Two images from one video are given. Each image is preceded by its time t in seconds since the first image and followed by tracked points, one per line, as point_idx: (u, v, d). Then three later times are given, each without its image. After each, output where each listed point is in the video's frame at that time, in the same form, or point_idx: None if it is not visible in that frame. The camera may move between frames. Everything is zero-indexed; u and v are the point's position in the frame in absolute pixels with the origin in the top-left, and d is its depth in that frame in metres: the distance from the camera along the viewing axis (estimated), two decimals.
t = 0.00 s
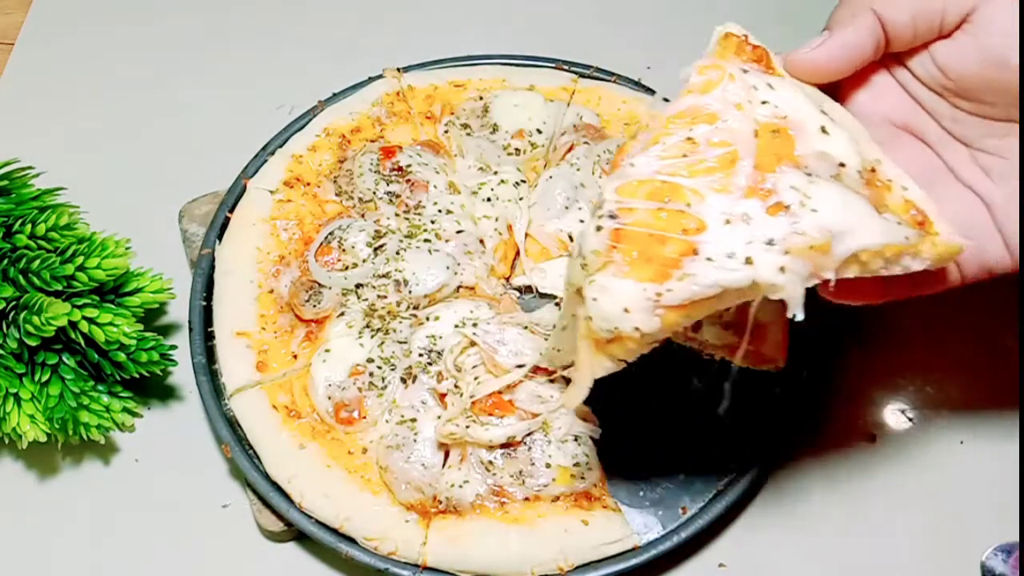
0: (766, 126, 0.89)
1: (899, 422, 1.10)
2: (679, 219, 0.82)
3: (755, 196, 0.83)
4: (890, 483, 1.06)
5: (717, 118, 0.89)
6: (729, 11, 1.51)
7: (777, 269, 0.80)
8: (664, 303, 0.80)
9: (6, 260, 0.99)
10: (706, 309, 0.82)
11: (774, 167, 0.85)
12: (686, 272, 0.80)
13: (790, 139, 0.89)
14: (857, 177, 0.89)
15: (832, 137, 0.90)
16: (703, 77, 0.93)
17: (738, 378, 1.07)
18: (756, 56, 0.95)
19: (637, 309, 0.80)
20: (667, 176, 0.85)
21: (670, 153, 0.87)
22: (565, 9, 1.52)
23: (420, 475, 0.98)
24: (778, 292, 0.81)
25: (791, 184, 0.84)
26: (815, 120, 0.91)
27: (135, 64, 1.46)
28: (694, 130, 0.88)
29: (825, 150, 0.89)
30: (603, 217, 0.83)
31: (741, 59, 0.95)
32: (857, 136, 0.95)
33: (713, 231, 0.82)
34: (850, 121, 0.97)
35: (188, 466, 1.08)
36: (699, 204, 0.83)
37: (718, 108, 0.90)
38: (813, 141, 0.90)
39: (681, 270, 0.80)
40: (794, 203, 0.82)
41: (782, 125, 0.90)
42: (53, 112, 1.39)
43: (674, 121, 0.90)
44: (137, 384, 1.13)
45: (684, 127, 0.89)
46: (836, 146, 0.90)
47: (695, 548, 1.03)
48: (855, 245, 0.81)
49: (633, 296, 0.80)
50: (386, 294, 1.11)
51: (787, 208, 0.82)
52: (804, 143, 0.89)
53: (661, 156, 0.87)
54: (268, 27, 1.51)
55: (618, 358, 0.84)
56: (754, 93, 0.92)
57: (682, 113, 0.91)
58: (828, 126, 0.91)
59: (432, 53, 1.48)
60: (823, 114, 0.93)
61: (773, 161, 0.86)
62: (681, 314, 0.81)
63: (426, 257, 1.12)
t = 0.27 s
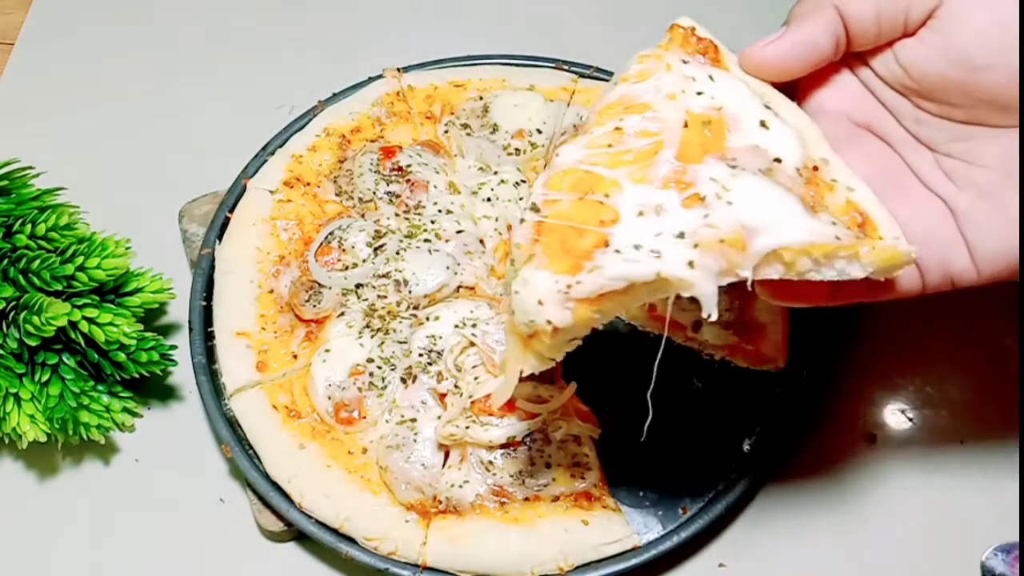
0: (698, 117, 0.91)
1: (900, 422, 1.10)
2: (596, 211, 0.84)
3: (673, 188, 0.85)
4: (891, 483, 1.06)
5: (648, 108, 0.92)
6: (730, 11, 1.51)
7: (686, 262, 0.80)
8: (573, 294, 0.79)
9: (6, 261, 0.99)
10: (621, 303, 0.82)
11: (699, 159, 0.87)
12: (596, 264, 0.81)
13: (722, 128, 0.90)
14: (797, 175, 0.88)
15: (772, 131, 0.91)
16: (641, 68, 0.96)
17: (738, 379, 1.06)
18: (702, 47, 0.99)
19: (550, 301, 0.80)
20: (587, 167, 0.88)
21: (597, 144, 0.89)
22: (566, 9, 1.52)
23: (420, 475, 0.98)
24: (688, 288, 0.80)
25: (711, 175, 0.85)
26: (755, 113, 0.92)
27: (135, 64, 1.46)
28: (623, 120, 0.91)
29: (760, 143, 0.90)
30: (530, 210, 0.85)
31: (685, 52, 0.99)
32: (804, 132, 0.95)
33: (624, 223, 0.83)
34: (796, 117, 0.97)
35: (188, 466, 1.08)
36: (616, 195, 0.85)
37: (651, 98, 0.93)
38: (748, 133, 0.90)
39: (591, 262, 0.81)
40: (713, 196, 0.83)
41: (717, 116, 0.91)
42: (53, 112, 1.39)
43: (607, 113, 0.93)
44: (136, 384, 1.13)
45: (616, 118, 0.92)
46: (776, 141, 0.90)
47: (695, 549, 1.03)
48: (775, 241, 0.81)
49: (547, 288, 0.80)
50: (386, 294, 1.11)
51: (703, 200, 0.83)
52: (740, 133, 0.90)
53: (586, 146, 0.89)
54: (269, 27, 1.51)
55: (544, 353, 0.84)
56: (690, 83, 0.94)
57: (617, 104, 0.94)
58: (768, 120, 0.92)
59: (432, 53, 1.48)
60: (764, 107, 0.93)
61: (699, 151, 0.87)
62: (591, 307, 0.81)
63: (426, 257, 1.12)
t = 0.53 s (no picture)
0: (681, 113, 0.90)
1: (900, 422, 1.10)
2: (574, 204, 0.83)
3: (652, 185, 0.84)
4: (891, 482, 1.06)
5: (632, 101, 0.91)
6: (730, 11, 1.51)
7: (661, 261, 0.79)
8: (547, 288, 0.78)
9: (6, 261, 0.99)
10: (594, 299, 0.81)
11: (681, 156, 0.86)
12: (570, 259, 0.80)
13: (705, 126, 0.90)
14: (779, 176, 0.88)
15: (756, 130, 0.91)
16: (627, 59, 0.96)
17: (738, 379, 1.07)
18: (690, 41, 0.98)
19: (524, 294, 0.79)
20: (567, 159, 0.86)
21: (579, 135, 0.89)
22: (566, 8, 1.52)
23: (420, 475, 0.98)
24: (662, 288, 0.80)
25: (691, 174, 0.85)
26: (739, 112, 0.92)
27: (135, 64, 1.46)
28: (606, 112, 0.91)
29: (743, 142, 0.89)
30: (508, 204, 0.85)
31: (673, 44, 0.98)
32: (789, 133, 0.95)
33: (599, 219, 0.82)
34: (783, 117, 0.97)
35: (188, 467, 1.08)
36: (594, 189, 0.84)
37: (636, 91, 0.93)
38: (732, 132, 0.90)
39: (567, 257, 0.80)
40: (692, 197, 0.83)
41: (699, 113, 0.91)
42: (53, 112, 1.39)
43: (591, 104, 0.93)
44: (136, 384, 1.13)
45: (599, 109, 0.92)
46: (760, 140, 0.90)
47: (696, 549, 1.03)
48: (751, 244, 0.81)
49: (520, 280, 0.79)
50: (386, 294, 1.11)
51: (681, 199, 0.83)
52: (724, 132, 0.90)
53: (568, 136, 0.89)
54: (269, 27, 1.51)
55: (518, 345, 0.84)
56: (676, 78, 0.94)
57: (602, 95, 0.93)
58: (751, 119, 0.92)
59: (433, 53, 1.48)
60: (749, 105, 0.93)
61: (680, 148, 0.87)
62: (564, 302, 0.80)
63: (426, 257, 1.12)
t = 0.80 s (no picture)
0: (672, 110, 0.90)
1: (900, 422, 1.10)
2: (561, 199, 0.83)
3: (639, 185, 0.84)
4: (891, 483, 1.06)
5: (624, 96, 0.92)
6: (730, 11, 1.51)
7: (644, 265, 0.79)
8: (526, 281, 0.79)
9: (6, 261, 0.99)
10: (575, 295, 0.82)
11: (669, 156, 0.86)
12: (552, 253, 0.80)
13: (694, 124, 0.90)
14: (767, 180, 0.87)
15: (747, 132, 0.90)
16: (622, 52, 0.96)
17: (738, 379, 1.06)
18: (685, 37, 0.98)
19: (503, 285, 0.80)
20: (556, 153, 0.87)
21: (570, 128, 0.89)
22: (567, 9, 1.52)
23: (420, 475, 0.98)
24: (643, 289, 0.79)
25: (678, 177, 0.84)
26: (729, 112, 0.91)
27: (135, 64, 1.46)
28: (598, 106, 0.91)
29: (732, 144, 0.89)
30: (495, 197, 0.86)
31: (669, 38, 0.97)
32: (778, 134, 0.94)
33: (585, 216, 0.82)
34: (773, 117, 0.96)
35: (188, 467, 1.08)
36: (582, 185, 0.84)
37: (629, 85, 0.93)
38: (721, 132, 0.89)
39: (548, 251, 0.81)
40: (678, 199, 0.83)
41: (690, 112, 0.91)
42: (53, 112, 1.39)
43: (583, 95, 0.93)
44: (136, 384, 1.13)
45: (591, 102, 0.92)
46: (748, 142, 0.89)
47: (696, 548, 1.03)
48: (734, 250, 0.81)
49: (501, 271, 0.80)
50: (386, 294, 1.11)
51: (667, 202, 0.83)
52: (712, 132, 0.90)
53: (558, 129, 0.89)
54: (269, 27, 1.51)
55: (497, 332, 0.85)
56: (670, 74, 0.94)
57: (595, 88, 0.93)
58: (741, 120, 0.91)
59: (433, 53, 1.48)
60: (740, 105, 0.93)
61: (669, 148, 0.87)
62: (544, 296, 0.81)
63: (426, 257, 1.12)
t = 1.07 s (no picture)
0: (681, 123, 0.89)
1: (900, 422, 1.10)
2: (565, 199, 0.82)
3: (642, 199, 0.83)
4: (890, 482, 1.06)
5: (640, 100, 0.90)
6: (730, 11, 1.51)
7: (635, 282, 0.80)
8: (518, 273, 0.79)
9: (6, 261, 0.99)
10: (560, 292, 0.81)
11: (675, 172, 0.86)
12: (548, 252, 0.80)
13: (701, 142, 0.89)
14: (757, 205, 0.88)
15: (749, 154, 0.90)
16: (641, 50, 0.95)
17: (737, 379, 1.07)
18: (702, 41, 0.97)
19: (493, 268, 0.80)
20: (565, 151, 0.86)
21: (582, 126, 0.88)
22: (566, 8, 1.52)
23: (420, 475, 0.98)
24: (630, 301, 0.81)
25: (681, 201, 0.83)
26: (735, 131, 0.91)
27: (135, 64, 1.46)
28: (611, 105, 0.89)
29: (732, 166, 0.89)
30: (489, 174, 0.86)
31: (687, 40, 0.97)
32: (778, 155, 0.94)
33: (586, 224, 0.82)
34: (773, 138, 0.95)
35: (188, 467, 1.08)
36: (588, 189, 0.83)
37: (645, 89, 0.91)
38: (723, 153, 0.89)
39: (545, 250, 0.80)
40: (679, 221, 0.82)
41: (700, 128, 0.90)
42: (53, 112, 1.39)
43: (597, 89, 0.91)
44: (136, 385, 1.13)
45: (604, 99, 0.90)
46: (747, 167, 0.90)
47: (695, 548, 1.03)
48: (722, 279, 0.82)
49: (493, 255, 0.80)
50: (386, 294, 1.11)
51: (668, 223, 0.82)
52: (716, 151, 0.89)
53: (569, 124, 0.88)
54: (269, 27, 1.51)
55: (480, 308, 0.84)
56: (685, 83, 0.93)
57: (610, 83, 0.92)
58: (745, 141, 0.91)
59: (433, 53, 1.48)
60: (746, 124, 0.93)
61: (676, 164, 0.86)
62: (531, 288, 0.80)
63: (427, 257, 1.12)
